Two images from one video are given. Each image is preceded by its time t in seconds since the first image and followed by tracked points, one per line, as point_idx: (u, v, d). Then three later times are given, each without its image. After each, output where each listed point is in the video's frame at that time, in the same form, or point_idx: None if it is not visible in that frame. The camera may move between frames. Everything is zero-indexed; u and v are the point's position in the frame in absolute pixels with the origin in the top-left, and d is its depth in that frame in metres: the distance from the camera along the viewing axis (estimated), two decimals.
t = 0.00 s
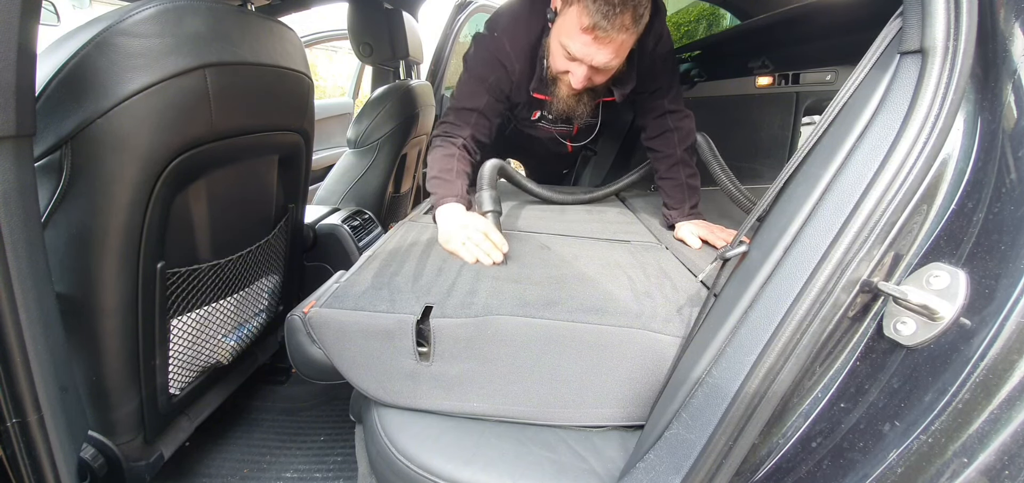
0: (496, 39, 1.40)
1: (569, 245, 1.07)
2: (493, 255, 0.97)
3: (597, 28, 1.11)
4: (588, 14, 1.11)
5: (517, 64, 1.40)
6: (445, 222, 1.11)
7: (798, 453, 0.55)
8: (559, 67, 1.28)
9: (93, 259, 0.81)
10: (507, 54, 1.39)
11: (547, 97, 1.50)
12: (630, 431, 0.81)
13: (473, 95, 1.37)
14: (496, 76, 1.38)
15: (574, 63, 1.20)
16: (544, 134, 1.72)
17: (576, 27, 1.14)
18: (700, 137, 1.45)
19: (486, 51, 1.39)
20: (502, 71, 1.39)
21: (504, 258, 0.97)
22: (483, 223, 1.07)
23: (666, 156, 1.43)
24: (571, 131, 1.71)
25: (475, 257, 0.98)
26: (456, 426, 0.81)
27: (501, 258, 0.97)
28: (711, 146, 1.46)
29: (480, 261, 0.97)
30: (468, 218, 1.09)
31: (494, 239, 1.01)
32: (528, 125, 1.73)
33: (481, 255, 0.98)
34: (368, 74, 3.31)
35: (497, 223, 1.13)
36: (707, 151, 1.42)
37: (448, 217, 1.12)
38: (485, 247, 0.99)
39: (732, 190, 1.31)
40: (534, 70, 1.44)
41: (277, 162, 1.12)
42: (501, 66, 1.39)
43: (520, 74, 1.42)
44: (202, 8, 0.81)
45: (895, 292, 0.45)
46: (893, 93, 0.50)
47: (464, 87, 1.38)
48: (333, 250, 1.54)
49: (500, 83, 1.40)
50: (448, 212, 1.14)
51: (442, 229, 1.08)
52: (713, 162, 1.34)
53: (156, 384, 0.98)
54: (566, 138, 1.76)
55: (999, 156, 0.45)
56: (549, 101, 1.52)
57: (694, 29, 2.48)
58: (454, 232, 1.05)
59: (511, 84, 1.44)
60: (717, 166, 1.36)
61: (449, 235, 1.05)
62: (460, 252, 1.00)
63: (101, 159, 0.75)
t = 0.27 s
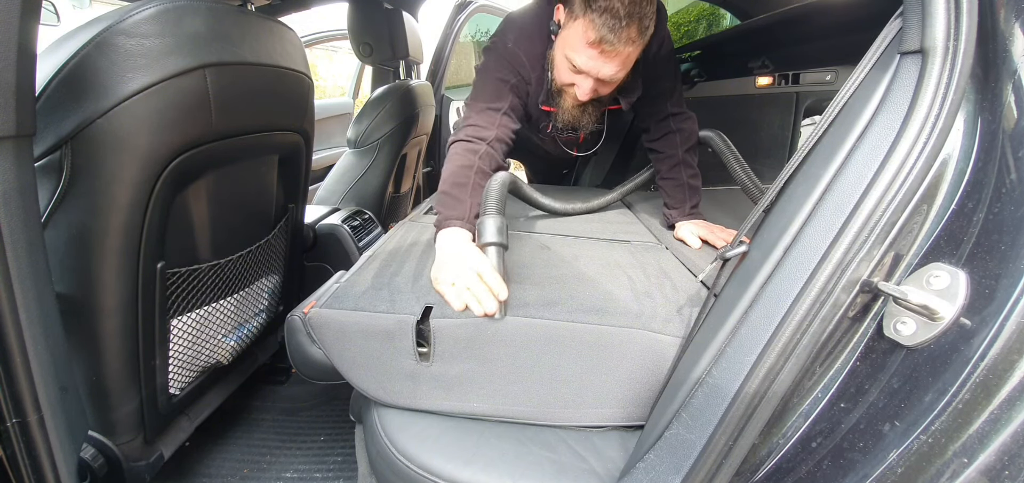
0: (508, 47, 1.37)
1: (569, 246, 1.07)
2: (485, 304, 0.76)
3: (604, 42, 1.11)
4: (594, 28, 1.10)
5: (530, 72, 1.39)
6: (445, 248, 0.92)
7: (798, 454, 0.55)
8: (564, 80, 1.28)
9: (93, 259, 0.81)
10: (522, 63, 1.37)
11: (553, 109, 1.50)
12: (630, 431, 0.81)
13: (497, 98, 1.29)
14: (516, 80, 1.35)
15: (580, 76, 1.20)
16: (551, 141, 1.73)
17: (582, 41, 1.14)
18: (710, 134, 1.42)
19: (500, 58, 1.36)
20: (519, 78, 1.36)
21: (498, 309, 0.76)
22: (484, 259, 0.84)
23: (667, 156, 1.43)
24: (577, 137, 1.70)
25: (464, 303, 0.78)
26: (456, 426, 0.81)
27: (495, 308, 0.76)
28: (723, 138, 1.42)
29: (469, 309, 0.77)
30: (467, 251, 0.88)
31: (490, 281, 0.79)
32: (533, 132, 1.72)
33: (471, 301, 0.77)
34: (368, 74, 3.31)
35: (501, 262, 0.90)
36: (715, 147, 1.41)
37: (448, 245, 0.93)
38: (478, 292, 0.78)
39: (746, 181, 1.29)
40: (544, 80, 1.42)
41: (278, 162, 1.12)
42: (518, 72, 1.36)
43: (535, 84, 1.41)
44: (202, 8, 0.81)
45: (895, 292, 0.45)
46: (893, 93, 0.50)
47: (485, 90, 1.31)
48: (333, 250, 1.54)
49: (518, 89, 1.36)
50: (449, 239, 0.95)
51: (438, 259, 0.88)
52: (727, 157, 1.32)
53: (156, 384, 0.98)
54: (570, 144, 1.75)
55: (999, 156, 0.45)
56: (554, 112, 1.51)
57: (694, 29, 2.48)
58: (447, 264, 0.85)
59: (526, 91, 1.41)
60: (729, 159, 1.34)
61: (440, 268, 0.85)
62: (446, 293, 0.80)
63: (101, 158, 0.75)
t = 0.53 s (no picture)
0: (510, 32, 1.36)
1: (569, 245, 1.07)
2: (492, 292, 0.79)
3: (607, 33, 1.10)
4: (598, 19, 1.10)
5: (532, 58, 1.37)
6: (455, 240, 0.96)
7: (798, 454, 0.55)
8: (566, 69, 1.28)
9: (93, 259, 0.81)
10: (523, 48, 1.36)
11: (551, 98, 1.49)
12: (630, 431, 0.81)
13: (497, 85, 1.30)
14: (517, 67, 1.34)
15: (581, 67, 1.20)
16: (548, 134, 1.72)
17: (585, 32, 1.14)
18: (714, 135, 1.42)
19: (502, 43, 1.35)
20: (520, 63, 1.35)
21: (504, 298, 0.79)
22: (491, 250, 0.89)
23: (667, 156, 1.43)
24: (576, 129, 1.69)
25: (470, 292, 0.82)
26: (456, 426, 0.81)
27: (500, 297, 0.79)
28: (726, 138, 1.41)
29: (475, 297, 0.81)
30: (475, 242, 0.92)
31: (497, 271, 0.83)
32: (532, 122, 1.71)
33: (478, 290, 0.81)
34: (368, 74, 3.31)
35: (508, 255, 0.92)
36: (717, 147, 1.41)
37: (457, 237, 0.97)
38: (484, 281, 0.81)
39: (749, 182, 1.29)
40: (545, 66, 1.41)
41: (277, 162, 1.12)
42: (519, 58, 1.36)
43: (535, 70, 1.40)
44: (203, 8, 0.81)
45: (895, 292, 0.45)
46: (893, 93, 0.50)
47: (486, 78, 1.30)
48: (333, 250, 1.54)
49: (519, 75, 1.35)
50: (459, 231, 0.99)
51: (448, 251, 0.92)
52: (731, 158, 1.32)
53: (156, 384, 0.98)
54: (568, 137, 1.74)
55: (999, 156, 0.45)
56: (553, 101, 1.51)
57: (694, 29, 2.48)
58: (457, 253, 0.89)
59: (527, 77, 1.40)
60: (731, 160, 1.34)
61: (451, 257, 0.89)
62: (456, 285, 0.84)
63: (101, 158, 0.75)
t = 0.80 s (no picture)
0: (499, 26, 1.38)
1: (569, 245, 1.07)
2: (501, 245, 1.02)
3: (605, 23, 1.11)
4: (597, 9, 1.10)
5: (520, 51, 1.38)
6: (460, 212, 1.17)
7: (798, 454, 0.55)
8: (564, 57, 1.28)
9: (93, 258, 0.81)
10: (511, 41, 1.37)
11: (547, 86, 1.49)
12: (629, 431, 0.81)
13: (476, 84, 1.37)
14: (499, 63, 1.37)
15: (579, 56, 1.20)
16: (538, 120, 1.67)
17: (584, 22, 1.14)
18: (714, 136, 1.43)
19: (490, 37, 1.38)
20: (505, 58, 1.38)
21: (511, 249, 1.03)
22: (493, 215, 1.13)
23: (667, 156, 1.43)
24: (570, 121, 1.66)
25: (484, 247, 1.04)
26: (456, 426, 0.81)
27: (509, 249, 1.03)
28: (723, 140, 1.43)
29: (488, 251, 1.02)
30: (479, 211, 1.15)
31: (503, 231, 1.06)
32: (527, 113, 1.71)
33: (489, 245, 1.03)
34: (368, 74, 3.31)
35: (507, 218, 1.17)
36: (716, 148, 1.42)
37: (461, 209, 1.17)
38: (493, 238, 1.04)
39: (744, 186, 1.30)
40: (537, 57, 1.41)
41: (277, 162, 1.12)
42: (504, 53, 1.38)
43: (523, 59, 1.41)
44: (203, 8, 0.81)
45: (895, 292, 0.45)
46: (893, 93, 0.50)
47: (467, 76, 1.38)
48: (333, 250, 1.54)
49: (502, 70, 1.39)
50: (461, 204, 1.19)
51: (457, 219, 1.15)
52: (726, 161, 1.33)
53: (156, 384, 0.98)
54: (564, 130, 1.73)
55: (999, 156, 0.45)
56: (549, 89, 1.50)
57: (694, 29, 2.48)
58: (467, 222, 1.12)
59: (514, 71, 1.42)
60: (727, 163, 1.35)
61: (462, 224, 1.12)
62: (471, 242, 1.06)
63: (101, 158, 0.75)
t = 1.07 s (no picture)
0: (495, 25, 1.40)
1: (569, 245, 1.07)
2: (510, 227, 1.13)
3: (602, 21, 1.11)
4: (594, 6, 1.10)
5: (517, 50, 1.39)
6: (468, 202, 1.26)
7: (798, 453, 0.55)
8: (561, 55, 1.28)
9: (93, 258, 0.81)
10: (508, 40, 1.38)
11: (545, 83, 1.48)
12: (629, 431, 0.81)
13: (472, 84, 1.43)
14: (495, 63, 1.40)
15: (576, 53, 1.20)
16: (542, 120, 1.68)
17: (581, 19, 1.14)
18: (711, 134, 1.44)
19: (486, 37, 1.40)
20: (501, 58, 1.40)
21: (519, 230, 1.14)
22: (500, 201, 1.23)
23: (667, 156, 1.43)
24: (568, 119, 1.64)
25: (495, 231, 1.14)
26: (456, 426, 0.81)
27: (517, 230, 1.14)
28: (722, 139, 1.44)
29: (500, 234, 1.13)
30: (486, 199, 1.24)
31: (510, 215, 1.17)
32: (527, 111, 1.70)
33: (500, 228, 1.13)
34: (368, 74, 3.31)
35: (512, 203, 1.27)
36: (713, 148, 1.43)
37: (468, 198, 1.27)
38: (502, 223, 1.14)
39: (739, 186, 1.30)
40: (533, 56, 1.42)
41: (277, 162, 1.12)
42: (500, 53, 1.40)
43: (521, 59, 1.41)
44: (202, 8, 0.81)
45: (895, 292, 0.45)
46: (893, 93, 0.50)
47: (463, 75, 1.44)
48: (333, 250, 1.54)
49: (498, 70, 1.42)
50: (468, 194, 1.29)
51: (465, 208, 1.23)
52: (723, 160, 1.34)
53: (156, 384, 0.98)
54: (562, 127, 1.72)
55: (999, 156, 0.45)
56: (546, 86, 1.50)
57: (694, 29, 2.48)
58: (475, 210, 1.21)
59: (511, 70, 1.43)
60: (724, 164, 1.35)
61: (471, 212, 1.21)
62: (481, 227, 1.16)
63: (101, 158, 0.75)
